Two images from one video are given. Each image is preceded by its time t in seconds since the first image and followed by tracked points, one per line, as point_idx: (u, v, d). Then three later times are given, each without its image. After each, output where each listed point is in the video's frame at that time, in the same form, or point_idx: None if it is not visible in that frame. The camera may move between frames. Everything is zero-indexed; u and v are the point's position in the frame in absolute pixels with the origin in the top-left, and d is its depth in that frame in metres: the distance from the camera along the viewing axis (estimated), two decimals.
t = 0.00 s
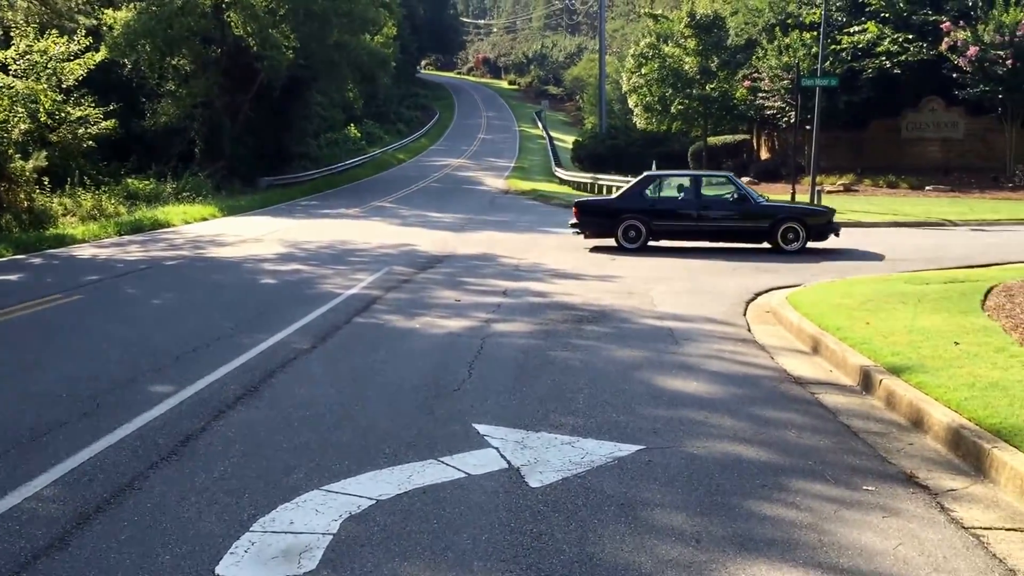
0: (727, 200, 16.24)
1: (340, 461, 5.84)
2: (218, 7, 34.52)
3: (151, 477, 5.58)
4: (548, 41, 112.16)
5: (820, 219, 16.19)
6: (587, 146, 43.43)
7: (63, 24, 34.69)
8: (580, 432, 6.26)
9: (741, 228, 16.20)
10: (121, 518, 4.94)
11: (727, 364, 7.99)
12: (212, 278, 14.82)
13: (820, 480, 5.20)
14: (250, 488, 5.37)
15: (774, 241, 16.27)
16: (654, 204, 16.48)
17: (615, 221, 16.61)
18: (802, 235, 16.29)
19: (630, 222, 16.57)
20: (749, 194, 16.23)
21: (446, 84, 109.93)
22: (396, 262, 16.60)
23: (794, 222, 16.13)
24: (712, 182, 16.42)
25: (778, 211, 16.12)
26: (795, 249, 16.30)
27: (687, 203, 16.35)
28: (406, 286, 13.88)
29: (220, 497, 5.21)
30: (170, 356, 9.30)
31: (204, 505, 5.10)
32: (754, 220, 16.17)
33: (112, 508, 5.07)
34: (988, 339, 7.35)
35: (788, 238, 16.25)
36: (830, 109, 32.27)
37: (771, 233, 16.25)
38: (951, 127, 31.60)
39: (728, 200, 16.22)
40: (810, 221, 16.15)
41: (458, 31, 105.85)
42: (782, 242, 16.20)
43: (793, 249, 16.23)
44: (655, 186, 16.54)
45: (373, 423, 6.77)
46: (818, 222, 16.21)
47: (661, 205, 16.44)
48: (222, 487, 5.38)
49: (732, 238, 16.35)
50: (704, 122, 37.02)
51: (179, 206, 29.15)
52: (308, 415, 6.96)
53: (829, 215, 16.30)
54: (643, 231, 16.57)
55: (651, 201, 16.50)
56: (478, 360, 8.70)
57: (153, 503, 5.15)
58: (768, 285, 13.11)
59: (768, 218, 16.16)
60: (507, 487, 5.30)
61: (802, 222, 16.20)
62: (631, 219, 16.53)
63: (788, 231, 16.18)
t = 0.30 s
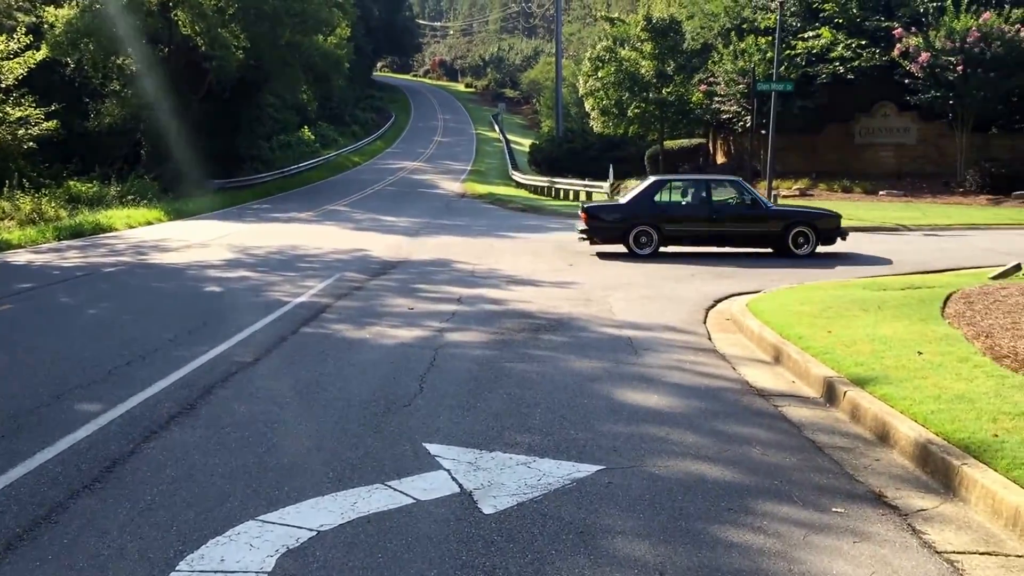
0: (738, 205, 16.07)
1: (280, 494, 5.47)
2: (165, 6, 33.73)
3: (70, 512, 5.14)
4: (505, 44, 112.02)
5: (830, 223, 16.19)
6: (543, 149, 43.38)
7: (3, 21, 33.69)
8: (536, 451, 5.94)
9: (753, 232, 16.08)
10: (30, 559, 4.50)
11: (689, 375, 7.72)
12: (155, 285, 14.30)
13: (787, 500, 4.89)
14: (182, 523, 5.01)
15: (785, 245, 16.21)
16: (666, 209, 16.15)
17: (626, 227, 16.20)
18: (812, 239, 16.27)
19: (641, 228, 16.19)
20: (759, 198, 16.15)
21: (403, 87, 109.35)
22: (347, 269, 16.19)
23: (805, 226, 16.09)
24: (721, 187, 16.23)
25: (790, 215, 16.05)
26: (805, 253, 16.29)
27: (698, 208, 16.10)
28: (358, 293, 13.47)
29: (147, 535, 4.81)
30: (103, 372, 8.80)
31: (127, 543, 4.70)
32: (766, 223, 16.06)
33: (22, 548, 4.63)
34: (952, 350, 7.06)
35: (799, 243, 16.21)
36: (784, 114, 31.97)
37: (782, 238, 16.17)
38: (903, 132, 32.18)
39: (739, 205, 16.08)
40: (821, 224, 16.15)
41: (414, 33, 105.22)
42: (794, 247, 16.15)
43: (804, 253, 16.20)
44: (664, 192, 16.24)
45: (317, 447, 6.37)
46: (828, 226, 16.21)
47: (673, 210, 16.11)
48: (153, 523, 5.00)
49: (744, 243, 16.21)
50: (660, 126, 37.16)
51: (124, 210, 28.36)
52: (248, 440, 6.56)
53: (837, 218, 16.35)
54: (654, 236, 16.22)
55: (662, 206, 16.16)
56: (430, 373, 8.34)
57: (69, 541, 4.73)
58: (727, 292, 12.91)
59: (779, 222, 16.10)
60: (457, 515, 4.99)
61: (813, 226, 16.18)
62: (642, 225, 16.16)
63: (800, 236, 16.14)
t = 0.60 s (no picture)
0: (742, 202, 15.99)
1: (213, 518, 5.08)
2: None
3: None
4: (458, 39, 111.43)
5: (829, 221, 16.29)
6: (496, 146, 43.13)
7: None
8: (489, 466, 5.61)
9: (757, 230, 16.01)
10: None
11: (649, 382, 7.42)
12: (92, 286, 13.70)
13: (755, 519, 4.61)
14: (105, 554, 4.63)
15: (787, 243, 16.20)
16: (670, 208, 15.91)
17: (631, 226, 15.87)
18: (813, 235, 16.31)
19: (646, 227, 15.90)
20: (761, 196, 16.10)
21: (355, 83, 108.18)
22: (295, 268, 15.69)
23: (807, 223, 16.12)
24: (724, 186, 16.12)
25: (792, 213, 16.06)
26: (806, 250, 16.31)
27: (703, 206, 15.93)
28: (306, 294, 12.98)
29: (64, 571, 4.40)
30: (30, 380, 8.26)
31: None
32: (770, 221, 16.02)
33: None
34: (918, 352, 6.95)
35: (801, 240, 16.22)
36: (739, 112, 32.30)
37: (786, 235, 16.15)
38: (856, 131, 31.98)
39: (745, 202, 16.00)
40: (822, 221, 16.21)
41: (366, 28, 104.13)
42: (797, 244, 16.15)
43: (806, 249, 16.23)
44: (669, 191, 16.00)
45: (257, 466, 5.96)
46: (827, 223, 16.29)
47: (678, 208, 15.88)
48: (73, 554, 4.60)
49: (747, 241, 16.12)
50: (615, 123, 37.42)
51: (65, 206, 27.45)
52: (182, 457, 6.13)
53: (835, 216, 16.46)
54: (658, 235, 15.96)
55: (667, 205, 15.91)
56: (380, 381, 7.94)
57: None
58: (683, 292, 12.71)
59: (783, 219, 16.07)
60: (402, 539, 4.65)
61: (814, 223, 16.22)
62: (648, 223, 15.86)
63: (802, 233, 16.15)
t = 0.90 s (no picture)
0: (743, 190, 15.84)
1: (132, 533, 4.64)
2: None
3: None
4: (413, 25, 110.40)
5: (829, 209, 16.24)
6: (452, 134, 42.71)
7: None
8: (437, 471, 5.23)
9: (757, 218, 15.89)
10: None
11: (607, 378, 7.08)
12: (27, 277, 13.05)
13: (720, 528, 4.31)
14: None
15: (787, 231, 16.10)
16: (671, 196, 15.61)
17: (632, 214, 15.51)
18: (811, 223, 16.27)
19: (647, 215, 15.57)
20: (761, 183, 15.98)
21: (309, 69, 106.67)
22: (242, 258, 15.14)
23: (808, 211, 16.06)
24: (724, 173, 15.91)
25: (792, 201, 15.97)
26: (804, 239, 16.26)
27: (704, 194, 15.70)
28: (251, 284, 12.45)
29: None
30: None
31: None
32: (771, 209, 15.91)
33: None
34: (884, 347, 6.78)
35: (800, 228, 16.16)
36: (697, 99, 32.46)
37: (785, 223, 16.06)
38: (815, 118, 32.19)
39: (746, 190, 15.86)
40: (821, 209, 16.17)
41: (320, 13, 102.61)
42: (796, 232, 16.09)
43: (805, 237, 16.18)
44: (672, 178, 15.68)
45: (188, 472, 5.52)
46: (826, 210, 16.25)
47: (679, 196, 15.61)
48: None
49: (747, 228, 15.97)
50: (572, 109, 37.29)
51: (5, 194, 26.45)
52: (106, 463, 5.67)
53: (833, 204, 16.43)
54: (659, 223, 15.66)
55: (668, 193, 15.62)
56: (324, 377, 7.52)
57: None
58: (641, 282, 12.44)
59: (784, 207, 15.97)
60: (339, 556, 4.25)
61: (814, 211, 16.16)
62: (649, 211, 15.54)
63: (801, 221, 16.08)
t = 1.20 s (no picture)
0: (739, 172, 15.69)
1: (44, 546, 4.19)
2: None
3: None
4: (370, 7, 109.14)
5: (824, 191, 16.09)
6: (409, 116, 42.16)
7: None
8: (384, 470, 4.79)
9: (754, 199, 15.73)
10: None
11: (566, 368, 6.71)
12: None
13: (687, 536, 3.97)
14: None
15: (783, 213, 15.94)
16: (666, 178, 15.41)
17: (629, 196, 15.28)
18: (807, 205, 16.11)
19: (644, 197, 15.35)
20: (757, 165, 15.82)
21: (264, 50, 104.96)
22: (190, 242, 14.55)
23: (804, 193, 15.88)
24: (718, 155, 15.77)
25: (788, 182, 15.78)
26: (800, 221, 16.11)
27: (700, 175, 15.53)
28: (198, 269, 11.89)
29: None
30: None
31: None
32: (766, 191, 15.76)
33: None
34: (854, 335, 6.58)
35: (795, 210, 16.01)
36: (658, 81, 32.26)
37: (781, 205, 15.91)
38: (775, 99, 32.31)
39: (742, 172, 15.70)
40: (817, 191, 16.02)
41: None
42: (791, 214, 15.93)
43: (802, 220, 16.02)
44: (668, 161, 15.51)
45: (113, 475, 5.04)
46: (821, 192, 16.08)
47: (676, 177, 15.42)
48: None
49: (743, 210, 15.80)
50: (530, 91, 36.81)
51: None
52: (25, 468, 5.17)
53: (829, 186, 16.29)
54: (656, 206, 15.45)
55: (665, 175, 15.42)
56: (269, 368, 7.02)
57: None
58: (600, 266, 12.14)
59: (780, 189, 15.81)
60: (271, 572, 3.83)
61: (810, 193, 15.99)
62: (645, 194, 15.32)
63: (797, 203, 15.93)
